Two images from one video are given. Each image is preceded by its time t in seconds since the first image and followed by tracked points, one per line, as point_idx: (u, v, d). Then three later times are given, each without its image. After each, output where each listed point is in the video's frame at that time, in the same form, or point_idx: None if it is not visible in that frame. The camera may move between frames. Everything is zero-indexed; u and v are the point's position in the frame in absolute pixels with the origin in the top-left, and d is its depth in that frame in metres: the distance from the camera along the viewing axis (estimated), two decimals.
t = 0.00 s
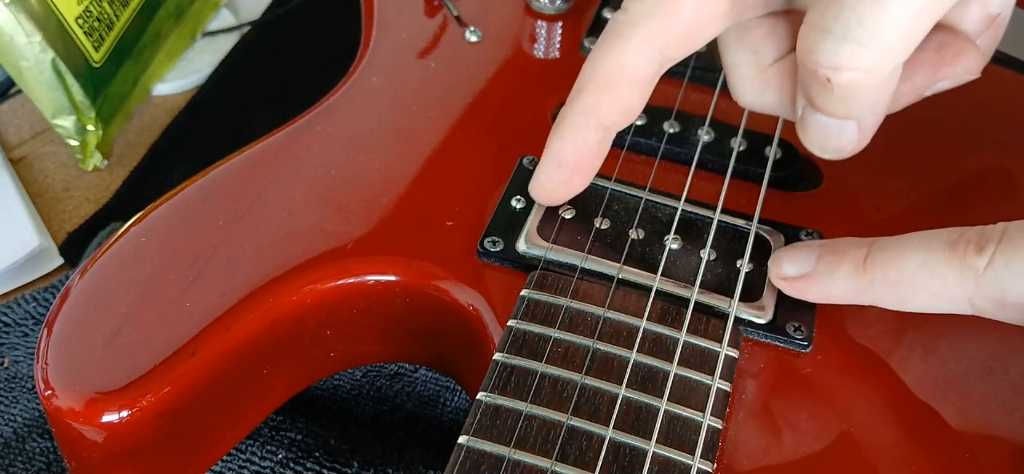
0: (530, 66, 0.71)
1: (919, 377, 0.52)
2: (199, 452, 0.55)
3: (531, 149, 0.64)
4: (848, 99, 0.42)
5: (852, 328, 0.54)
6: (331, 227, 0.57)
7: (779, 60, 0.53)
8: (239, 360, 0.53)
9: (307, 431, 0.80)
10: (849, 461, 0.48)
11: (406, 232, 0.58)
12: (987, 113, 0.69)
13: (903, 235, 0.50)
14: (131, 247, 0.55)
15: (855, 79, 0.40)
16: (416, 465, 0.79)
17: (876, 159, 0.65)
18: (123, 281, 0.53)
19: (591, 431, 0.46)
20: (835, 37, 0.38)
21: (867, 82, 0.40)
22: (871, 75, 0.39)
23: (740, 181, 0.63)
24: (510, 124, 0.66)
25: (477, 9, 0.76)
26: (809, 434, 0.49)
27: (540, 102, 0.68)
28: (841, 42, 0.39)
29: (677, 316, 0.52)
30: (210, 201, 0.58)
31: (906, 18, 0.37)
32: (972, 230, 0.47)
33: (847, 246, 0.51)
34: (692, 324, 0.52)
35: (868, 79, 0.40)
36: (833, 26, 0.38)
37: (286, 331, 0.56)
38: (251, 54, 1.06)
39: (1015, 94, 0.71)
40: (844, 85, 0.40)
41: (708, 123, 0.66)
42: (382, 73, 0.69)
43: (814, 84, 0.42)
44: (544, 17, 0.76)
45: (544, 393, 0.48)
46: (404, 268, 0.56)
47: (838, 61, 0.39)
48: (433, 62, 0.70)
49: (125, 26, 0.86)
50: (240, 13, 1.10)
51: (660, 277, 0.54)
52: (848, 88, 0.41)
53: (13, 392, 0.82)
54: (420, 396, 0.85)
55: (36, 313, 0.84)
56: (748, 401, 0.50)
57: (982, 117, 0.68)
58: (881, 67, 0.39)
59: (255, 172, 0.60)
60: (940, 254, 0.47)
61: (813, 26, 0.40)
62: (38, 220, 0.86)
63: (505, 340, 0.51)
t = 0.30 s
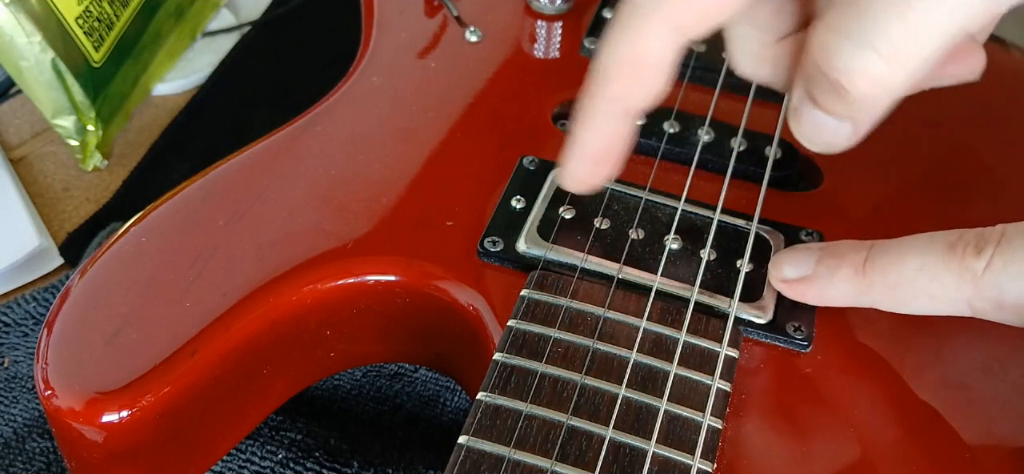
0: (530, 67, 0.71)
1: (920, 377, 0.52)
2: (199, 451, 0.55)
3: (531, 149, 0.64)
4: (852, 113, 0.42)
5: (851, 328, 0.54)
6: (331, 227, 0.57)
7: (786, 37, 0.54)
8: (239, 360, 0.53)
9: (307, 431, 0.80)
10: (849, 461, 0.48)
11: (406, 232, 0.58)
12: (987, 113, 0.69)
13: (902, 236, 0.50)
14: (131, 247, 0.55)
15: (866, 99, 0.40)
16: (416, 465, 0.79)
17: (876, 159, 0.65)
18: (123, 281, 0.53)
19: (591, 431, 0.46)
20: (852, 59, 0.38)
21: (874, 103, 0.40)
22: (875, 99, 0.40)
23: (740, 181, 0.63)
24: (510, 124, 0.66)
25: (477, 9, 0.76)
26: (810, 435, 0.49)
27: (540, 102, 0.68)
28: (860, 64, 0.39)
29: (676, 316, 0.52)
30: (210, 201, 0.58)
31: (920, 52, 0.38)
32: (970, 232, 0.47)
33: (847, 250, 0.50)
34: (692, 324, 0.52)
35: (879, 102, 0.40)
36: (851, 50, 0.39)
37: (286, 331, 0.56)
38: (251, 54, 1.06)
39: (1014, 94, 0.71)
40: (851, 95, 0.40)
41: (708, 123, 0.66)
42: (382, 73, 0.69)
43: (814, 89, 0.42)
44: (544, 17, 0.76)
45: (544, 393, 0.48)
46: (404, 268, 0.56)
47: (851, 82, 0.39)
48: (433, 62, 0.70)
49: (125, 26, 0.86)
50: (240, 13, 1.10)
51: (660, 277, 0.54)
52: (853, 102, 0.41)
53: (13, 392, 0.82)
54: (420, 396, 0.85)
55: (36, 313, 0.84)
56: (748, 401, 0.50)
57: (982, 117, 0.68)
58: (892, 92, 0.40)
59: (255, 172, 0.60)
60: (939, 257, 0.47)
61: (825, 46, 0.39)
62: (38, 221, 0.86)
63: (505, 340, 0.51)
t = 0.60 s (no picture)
0: (530, 67, 0.71)
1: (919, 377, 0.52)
2: (199, 451, 0.55)
3: (531, 149, 0.64)
4: (897, 153, 0.47)
5: (851, 328, 0.54)
6: (331, 227, 0.57)
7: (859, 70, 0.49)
8: (239, 360, 0.53)
9: (307, 431, 0.80)
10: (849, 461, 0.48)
11: (406, 232, 0.58)
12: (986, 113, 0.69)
13: (903, 239, 0.49)
14: (131, 247, 0.55)
15: (918, 142, 0.45)
16: (416, 465, 0.79)
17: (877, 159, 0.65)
18: (123, 280, 0.53)
19: (591, 431, 0.46)
20: (946, 123, 0.43)
21: (920, 150, 0.46)
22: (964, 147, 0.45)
23: (740, 181, 0.63)
24: (510, 124, 0.66)
25: (477, 9, 0.76)
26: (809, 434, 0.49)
27: (540, 103, 0.68)
28: (922, 121, 0.44)
29: (676, 316, 0.52)
30: (210, 201, 0.58)
31: (1003, 129, 0.43)
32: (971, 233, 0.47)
33: (848, 251, 0.51)
34: (692, 324, 0.52)
35: (929, 151, 0.46)
36: (922, 111, 0.43)
37: (286, 331, 0.56)
38: (251, 54, 1.06)
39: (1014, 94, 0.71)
40: None
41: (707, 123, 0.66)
42: (382, 73, 0.69)
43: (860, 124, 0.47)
44: (544, 17, 0.76)
45: (544, 393, 0.48)
46: (404, 268, 0.56)
47: (938, 138, 0.44)
48: (433, 62, 0.70)
49: (125, 26, 0.86)
50: (240, 13, 1.10)
51: (660, 277, 0.54)
52: (902, 146, 0.46)
53: (13, 392, 0.82)
54: (420, 396, 0.85)
55: (36, 313, 0.84)
56: (748, 401, 0.50)
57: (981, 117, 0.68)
58: (942, 146, 0.45)
59: (255, 172, 0.60)
60: (938, 260, 0.47)
61: (893, 98, 0.44)
62: (38, 221, 0.86)
63: (505, 340, 0.51)
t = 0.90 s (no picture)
0: (530, 67, 0.71)
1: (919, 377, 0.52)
2: (199, 451, 0.55)
3: (531, 149, 0.64)
4: (879, 133, 0.46)
5: (851, 327, 0.54)
6: (331, 227, 0.57)
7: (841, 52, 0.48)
8: (238, 360, 0.53)
9: (307, 431, 0.80)
10: (849, 461, 0.48)
11: (406, 232, 0.58)
12: (986, 113, 0.69)
13: (903, 239, 0.49)
14: (131, 247, 0.55)
15: (900, 124, 0.44)
16: (416, 465, 0.79)
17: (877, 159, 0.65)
18: (124, 280, 0.53)
19: (591, 431, 0.46)
20: (924, 103, 0.42)
21: (903, 130, 0.45)
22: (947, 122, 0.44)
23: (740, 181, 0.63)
24: (510, 124, 0.66)
25: (477, 9, 0.76)
26: (808, 433, 0.49)
27: (539, 103, 0.68)
28: (902, 103, 0.43)
29: (676, 316, 0.52)
30: (210, 201, 0.58)
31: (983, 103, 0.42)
32: (972, 233, 0.47)
33: (847, 252, 0.51)
34: (692, 324, 0.52)
35: (911, 131, 0.45)
36: (899, 92, 0.43)
37: (286, 331, 0.56)
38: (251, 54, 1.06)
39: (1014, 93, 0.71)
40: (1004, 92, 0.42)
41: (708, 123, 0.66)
42: (382, 73, 0.69)
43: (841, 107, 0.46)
44: (544, 17, 0.76)
45: (544, 393, 0.48)
46: (404, 268, 0.56)
47: (918, 118, 0.44)
48: (433, 62, 0.70)
49: (125, 26, 0.86)
50: (240, 13, 1.10)
51: (660, 277, 0.54)
52: (884, 129, 0.45)
53: (13, 392, 0.82)
54: (420, 396, 0.85)
55: (36, 313, 0.84)
56: (748, 400, 0.50)
57: (981, 117, 0.68)
58: (923, 125, 0.44)
59: (255, 172, 0.60)
60: (938, 260, 0.47)
61: (870, 80, 0.43)
62: (38, 221, 0.86)
63: (505, 340, 0.51)
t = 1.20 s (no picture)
0: (530, 67, 0.71)
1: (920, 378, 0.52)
2: (199, 451, 0.55)
3: (530, 149, 0.64)
4: (880, 127, 0.46)
5: (851, 327, 0.54)
6: (331, 227, 0.57)
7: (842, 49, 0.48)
8: (239, 360, 0.53)
9: (307, 431, 0.80)
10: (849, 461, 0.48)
11: (406, 233, 0.58)
12: (986, 113, 0.69)
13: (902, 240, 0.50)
14: (131, 247, 0.55)
15: (901, 118, 0.44)
16: (416, 465, 0.79)
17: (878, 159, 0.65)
18: (124, 280, 0.53)
19: (591, 432, 0.46)
20: (923, 95, 0.42)
21: (904, 123, 0.45)
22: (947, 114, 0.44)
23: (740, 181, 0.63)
24: (510, 124, 0.66)
25: (477, 9, 0.76)
26: (808, 432, 0.49)
27: (539, 103, 0.68)
28: (901, 96, 0.43)
29: (676, 316, 0.52)
30: (210, 201, 0.58)
31: (982, 93, 0.42)
32: (972, 234, 0.47)
33: (847, 252, 0.51)
34: (692, 324, 0.52)
35: (912, 124, 0.45)
36: (898, 84, 0.42)
37: (286, 331, 0.56)
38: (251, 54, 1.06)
39: (1014, 93, 0.71)
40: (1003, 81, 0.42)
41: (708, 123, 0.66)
42: (382, 73, 0.69)
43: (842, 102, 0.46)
44: (544, 17, 0.76)
45: (544, 393, 0.48)
46: (404, 268, 0.56)
47: (918, 111, 0.43)
48: (433, 62, 0.70)
49: (125, 25, 0.86)
50: (240, 13, 1.10)
51: (660, 277, 0.55)
52: (886, 122, 0.45)
53: (13, 392, 0.82)
54: (420, 396, 0.85)
55: (36, 313, 0.84)
56: (748, 401, 0.50)
57: (981, 117, 0.68)
58: (923, 117, 0.44)
59: (255, 172, 0.60)
60: (938, 261, 0.47)
61: (868, 73, 0.43)
62: (38, 221, 0.86)
63: (505, 340, 0.51)
